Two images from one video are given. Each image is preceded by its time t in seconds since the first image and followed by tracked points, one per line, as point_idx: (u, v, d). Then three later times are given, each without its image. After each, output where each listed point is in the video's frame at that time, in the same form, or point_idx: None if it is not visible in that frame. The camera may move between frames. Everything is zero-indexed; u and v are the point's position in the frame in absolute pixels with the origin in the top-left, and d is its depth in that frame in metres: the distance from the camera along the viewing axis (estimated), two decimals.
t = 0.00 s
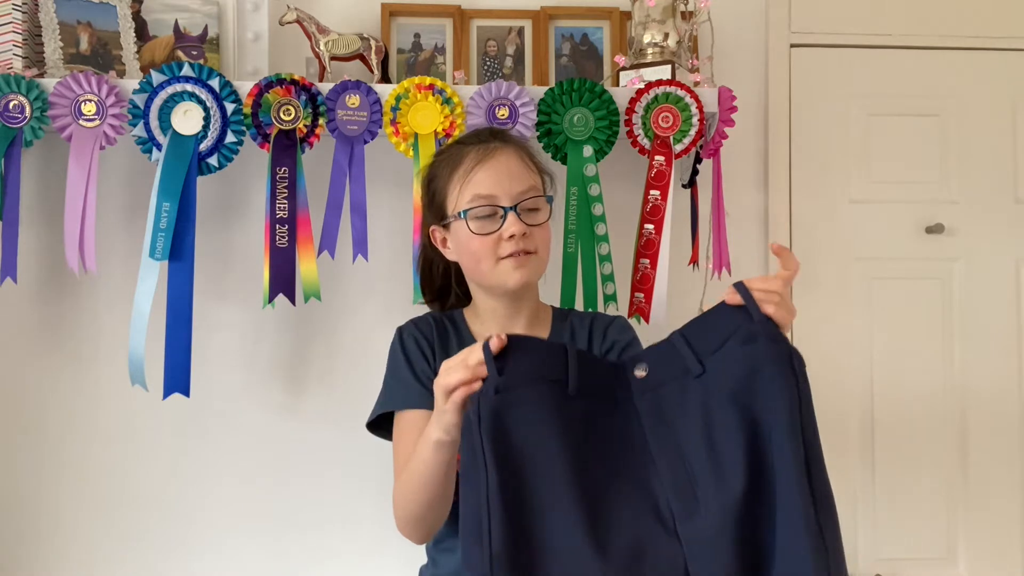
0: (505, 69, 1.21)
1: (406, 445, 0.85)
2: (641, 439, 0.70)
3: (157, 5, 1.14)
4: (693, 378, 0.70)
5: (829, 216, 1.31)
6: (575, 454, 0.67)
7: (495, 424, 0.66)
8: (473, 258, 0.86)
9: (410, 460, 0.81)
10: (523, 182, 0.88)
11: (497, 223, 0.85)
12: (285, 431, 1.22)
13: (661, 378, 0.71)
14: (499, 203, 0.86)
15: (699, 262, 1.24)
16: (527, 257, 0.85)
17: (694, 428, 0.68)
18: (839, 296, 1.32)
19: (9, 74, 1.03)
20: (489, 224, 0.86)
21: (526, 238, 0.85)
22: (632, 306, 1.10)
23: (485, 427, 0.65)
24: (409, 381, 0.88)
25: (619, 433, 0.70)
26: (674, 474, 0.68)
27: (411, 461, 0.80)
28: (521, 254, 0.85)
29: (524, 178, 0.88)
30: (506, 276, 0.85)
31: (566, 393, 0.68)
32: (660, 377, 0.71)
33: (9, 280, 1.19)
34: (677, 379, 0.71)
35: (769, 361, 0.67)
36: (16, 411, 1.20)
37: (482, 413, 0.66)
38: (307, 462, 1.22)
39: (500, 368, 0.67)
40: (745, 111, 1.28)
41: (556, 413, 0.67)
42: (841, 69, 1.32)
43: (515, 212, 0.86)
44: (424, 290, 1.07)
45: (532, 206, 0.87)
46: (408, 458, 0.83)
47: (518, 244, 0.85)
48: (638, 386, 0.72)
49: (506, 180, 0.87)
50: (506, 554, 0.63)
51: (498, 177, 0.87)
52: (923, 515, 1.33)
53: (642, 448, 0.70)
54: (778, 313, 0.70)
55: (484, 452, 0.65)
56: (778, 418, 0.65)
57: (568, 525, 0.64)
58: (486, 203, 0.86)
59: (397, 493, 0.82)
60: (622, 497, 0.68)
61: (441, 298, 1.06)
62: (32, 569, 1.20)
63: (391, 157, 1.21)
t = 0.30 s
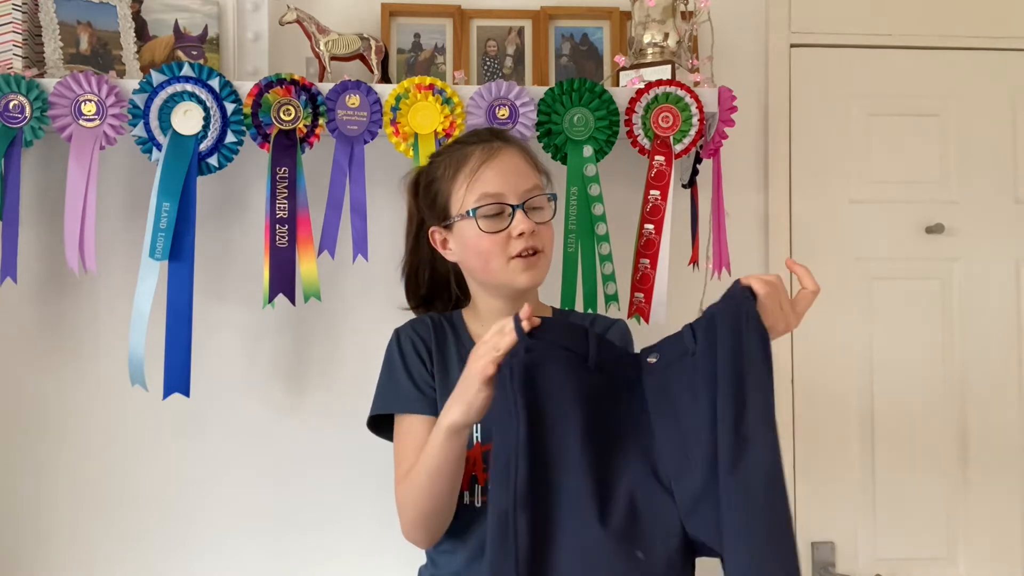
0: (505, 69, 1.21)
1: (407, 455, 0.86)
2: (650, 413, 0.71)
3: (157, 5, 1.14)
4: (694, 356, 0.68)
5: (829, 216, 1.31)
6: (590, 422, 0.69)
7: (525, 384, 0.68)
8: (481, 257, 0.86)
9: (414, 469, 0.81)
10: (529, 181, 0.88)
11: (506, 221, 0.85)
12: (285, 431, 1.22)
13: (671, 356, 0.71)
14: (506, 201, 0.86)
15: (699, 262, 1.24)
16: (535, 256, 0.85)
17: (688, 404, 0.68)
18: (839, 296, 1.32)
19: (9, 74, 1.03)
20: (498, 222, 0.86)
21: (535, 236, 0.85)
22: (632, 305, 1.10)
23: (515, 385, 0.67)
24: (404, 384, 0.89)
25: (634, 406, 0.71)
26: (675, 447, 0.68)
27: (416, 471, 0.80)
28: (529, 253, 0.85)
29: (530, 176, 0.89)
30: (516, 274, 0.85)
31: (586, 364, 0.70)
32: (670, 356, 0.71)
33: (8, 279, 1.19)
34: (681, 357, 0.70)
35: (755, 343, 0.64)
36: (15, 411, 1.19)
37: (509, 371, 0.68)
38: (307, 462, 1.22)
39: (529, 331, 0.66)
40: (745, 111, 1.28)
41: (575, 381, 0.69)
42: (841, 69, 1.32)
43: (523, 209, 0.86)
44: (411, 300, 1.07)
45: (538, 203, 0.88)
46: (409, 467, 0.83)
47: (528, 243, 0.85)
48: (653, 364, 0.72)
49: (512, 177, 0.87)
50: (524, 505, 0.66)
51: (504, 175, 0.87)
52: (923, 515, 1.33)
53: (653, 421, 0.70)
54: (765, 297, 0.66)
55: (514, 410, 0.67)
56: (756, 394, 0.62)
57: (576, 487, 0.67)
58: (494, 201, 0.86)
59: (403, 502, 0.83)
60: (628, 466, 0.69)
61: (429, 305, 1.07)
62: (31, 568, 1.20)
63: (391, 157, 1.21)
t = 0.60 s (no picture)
0: (505, 69, 1.21)
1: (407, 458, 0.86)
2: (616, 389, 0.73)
3: (157, 5, 1.13)
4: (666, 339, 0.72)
5: (829, 216, 1.31)
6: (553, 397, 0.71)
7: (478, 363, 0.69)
8: (477, 265, 0.86)
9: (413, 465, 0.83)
10: (527, 188, 0.88)
11: (503, 228, 0.85)
12: (285, 431, 1.22)
13: (636, 340, 0.74)
14: (504, 208, 0.86)
15: (699, 262, 1.24)
16: (532, 263, 0.85)
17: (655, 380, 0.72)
18: (839, 296, 1.32)
19: (9, 74, 1.03)
20: (494, 230, 0.86)
21: (532, 244, 0.85)
22: (632, 305, 1.10)
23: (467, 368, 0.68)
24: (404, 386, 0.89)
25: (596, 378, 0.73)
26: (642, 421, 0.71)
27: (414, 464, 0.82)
28: (526, 261, 0.84)
29: (527, 183, 0.89)
30: (512, 281, 0.85)
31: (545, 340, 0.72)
32: (637, 335, 0.74)
33: (9, 280, 1.19)
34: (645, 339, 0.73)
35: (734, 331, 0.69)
36: (15, 411, 1.19)
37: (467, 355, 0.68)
38: (307, 462, 1.22)
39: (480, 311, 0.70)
40: (744, 111, 1.28)
41: (535, 358, 0.71)
42: (841, 69, 1.32)
43: (520, 217, 0.86)
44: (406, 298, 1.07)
45: (534, 210, 0.88)
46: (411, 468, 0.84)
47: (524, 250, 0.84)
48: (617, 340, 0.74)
49: (510, 184, 0.87)
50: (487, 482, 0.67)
51: (502, 181, 0.87)
52: (923, 514, 1.33)
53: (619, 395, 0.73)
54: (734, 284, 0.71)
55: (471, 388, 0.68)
56: (734, 378, 0.67)
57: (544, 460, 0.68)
58: (491, 209, 0.86)
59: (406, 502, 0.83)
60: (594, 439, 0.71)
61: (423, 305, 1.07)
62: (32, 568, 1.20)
63: (391, 157, 1.21)
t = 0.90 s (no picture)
0: (505, 69, 1.21)
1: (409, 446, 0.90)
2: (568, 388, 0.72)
3: (157, 5, 1.14)
4: (625, 344, 0.73)
5: (829, 216, 1.31)
6: (502, 394, 0.71)
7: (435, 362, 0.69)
8: (464, 278, 0.91)
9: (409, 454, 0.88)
10: (516, 207, 0.88)
11: (489, 248, 0.87)
12: (285, 431, 1.22)
13: (592, 339, 0.73)
14: (490, 228, 0.87)
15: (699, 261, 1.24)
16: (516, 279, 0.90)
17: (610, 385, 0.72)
18: (839, 296, 1.32)
19: (9, 74, 1.03)
20: (480, 248, 0.88)
21: (516, 263, 0.88)
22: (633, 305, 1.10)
23: (427, 370, 0.69)
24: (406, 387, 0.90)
25: (546, 374, 0.72)
26: (591, 421, 0.71)
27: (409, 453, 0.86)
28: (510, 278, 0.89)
29: (517, 201, 0.88)
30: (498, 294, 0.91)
31: (496, 338, 0.72)
32: (593, 332, 0.73)
33: (9, 280, 1.19)
34: (601, 339, 0.73)
35: (693, 352, 0.72)
36: (15, 411, 1.19)
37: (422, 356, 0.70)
38: (307, 462, 1.22)
39: (435, 313, 0.71)
40: (744, 112, 1.28)
41: (486, 355, 0.71)
42: (841, 69, 1.32)
43: (507, 238, 0.87)
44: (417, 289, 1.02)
45: (522, 228, 0.88)
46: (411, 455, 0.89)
47: (507, 270, 0.88)
48: (572, 333, 0.73)
49: (497, 203, 0.87)
50: (442, 480, 0.67)
51: (489, 201, 0.87)
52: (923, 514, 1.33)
53: (569, 393, 0.72)
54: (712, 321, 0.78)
55: (432, 388, 0.69)
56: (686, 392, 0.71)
57: (493, 459, 0.70)
58: (477, 228, 0.87)
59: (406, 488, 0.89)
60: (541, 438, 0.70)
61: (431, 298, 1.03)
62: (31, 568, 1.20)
63: (391, 157, 1.21)
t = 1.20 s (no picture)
0: (505, 69, 1.21)
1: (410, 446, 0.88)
2: (597, 415, 0.70)
3: (157, 5, 1.14)
4: (666, 377, 0.71)
5: (828, 216, 1.31)
6: (523, 414, 0.70)
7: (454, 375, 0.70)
8: (457, 272, 0.90)
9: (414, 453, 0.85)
10: (504, 200, 0.87)
11: (477, 241, 0.86)
12: (285, 431, 1.22)
13: (630, 368, 0.71)
14: (479, 221, 0.87)
15: (699, 262, 1.24)
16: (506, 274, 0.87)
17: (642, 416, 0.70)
18: (838, 296, 1.32)
19: (9, 74, 1.03)
20: (469, 241, 0.87)
21: (505, 257, 0.86)
22: (632, 305, 1.10)
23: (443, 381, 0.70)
24: (404, 386, 0.90)
25: (576, 399, 0.71)
26: (613, 450, 0.69)
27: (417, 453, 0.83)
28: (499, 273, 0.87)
29: (505, 194, 0.87)
30: (488, 291, 0.88)
31: (525, 357, 0.72)
32: (634, 360, 0.72)
33: (9, 280, 1.19)
34: (639, 368, 0.71)
35: (742, 402, 0.70)
36: (16, 412, 1.20)
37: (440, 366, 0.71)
38: (307, 462, 1.22)
39: (466, 329, 0.73)
40: (744, 112, 1.28)
41: (512, 374, 0.71)
42: (841, 69, 1.32)
43: (495, 231, 0.86)
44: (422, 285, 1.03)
45: (512, 222, 0.87)
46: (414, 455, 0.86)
47: (495, 263, 0.86)
48: (611, 360, 0.72)
49: (485, 196, 0.87)
50: (440, 488, 0.68)
51: (477, 194, 0.87)
52: (922, 514, 1.33)
53: (596, 419, 0.70)
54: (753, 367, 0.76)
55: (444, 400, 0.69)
56: (725, 436, 0.69)
57: (506, 478, 0.69)
58: (465, 221, 0.87)
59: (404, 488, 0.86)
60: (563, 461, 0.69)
61: (439, 296, 1.03)
62: (31, 568, 1.20)
63: (391, 157, 1.21)
